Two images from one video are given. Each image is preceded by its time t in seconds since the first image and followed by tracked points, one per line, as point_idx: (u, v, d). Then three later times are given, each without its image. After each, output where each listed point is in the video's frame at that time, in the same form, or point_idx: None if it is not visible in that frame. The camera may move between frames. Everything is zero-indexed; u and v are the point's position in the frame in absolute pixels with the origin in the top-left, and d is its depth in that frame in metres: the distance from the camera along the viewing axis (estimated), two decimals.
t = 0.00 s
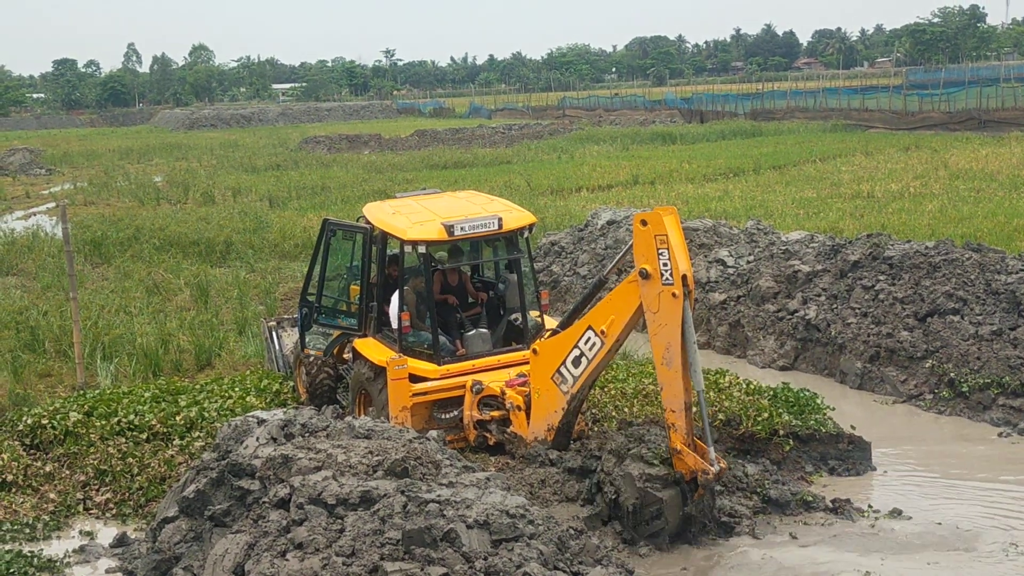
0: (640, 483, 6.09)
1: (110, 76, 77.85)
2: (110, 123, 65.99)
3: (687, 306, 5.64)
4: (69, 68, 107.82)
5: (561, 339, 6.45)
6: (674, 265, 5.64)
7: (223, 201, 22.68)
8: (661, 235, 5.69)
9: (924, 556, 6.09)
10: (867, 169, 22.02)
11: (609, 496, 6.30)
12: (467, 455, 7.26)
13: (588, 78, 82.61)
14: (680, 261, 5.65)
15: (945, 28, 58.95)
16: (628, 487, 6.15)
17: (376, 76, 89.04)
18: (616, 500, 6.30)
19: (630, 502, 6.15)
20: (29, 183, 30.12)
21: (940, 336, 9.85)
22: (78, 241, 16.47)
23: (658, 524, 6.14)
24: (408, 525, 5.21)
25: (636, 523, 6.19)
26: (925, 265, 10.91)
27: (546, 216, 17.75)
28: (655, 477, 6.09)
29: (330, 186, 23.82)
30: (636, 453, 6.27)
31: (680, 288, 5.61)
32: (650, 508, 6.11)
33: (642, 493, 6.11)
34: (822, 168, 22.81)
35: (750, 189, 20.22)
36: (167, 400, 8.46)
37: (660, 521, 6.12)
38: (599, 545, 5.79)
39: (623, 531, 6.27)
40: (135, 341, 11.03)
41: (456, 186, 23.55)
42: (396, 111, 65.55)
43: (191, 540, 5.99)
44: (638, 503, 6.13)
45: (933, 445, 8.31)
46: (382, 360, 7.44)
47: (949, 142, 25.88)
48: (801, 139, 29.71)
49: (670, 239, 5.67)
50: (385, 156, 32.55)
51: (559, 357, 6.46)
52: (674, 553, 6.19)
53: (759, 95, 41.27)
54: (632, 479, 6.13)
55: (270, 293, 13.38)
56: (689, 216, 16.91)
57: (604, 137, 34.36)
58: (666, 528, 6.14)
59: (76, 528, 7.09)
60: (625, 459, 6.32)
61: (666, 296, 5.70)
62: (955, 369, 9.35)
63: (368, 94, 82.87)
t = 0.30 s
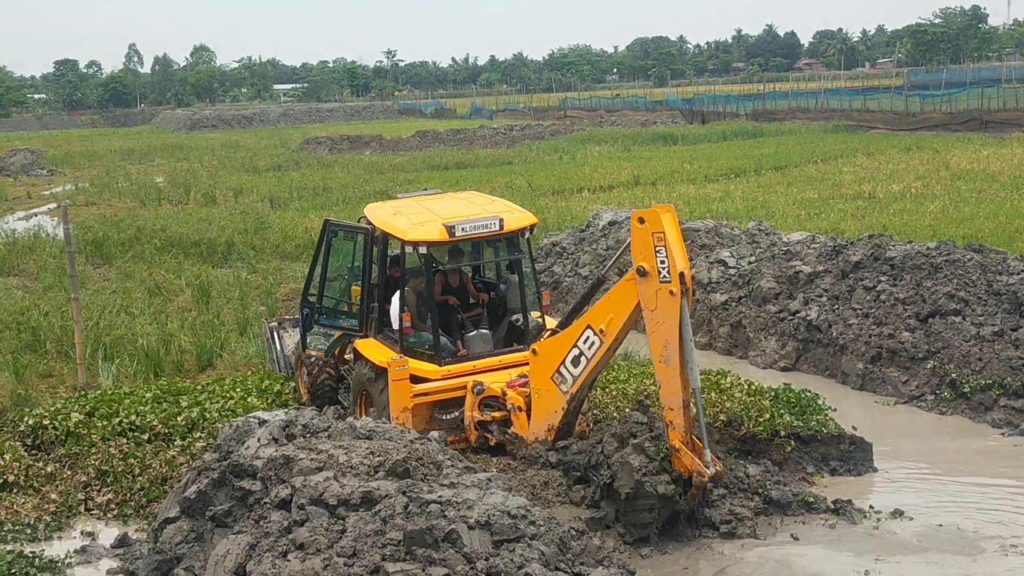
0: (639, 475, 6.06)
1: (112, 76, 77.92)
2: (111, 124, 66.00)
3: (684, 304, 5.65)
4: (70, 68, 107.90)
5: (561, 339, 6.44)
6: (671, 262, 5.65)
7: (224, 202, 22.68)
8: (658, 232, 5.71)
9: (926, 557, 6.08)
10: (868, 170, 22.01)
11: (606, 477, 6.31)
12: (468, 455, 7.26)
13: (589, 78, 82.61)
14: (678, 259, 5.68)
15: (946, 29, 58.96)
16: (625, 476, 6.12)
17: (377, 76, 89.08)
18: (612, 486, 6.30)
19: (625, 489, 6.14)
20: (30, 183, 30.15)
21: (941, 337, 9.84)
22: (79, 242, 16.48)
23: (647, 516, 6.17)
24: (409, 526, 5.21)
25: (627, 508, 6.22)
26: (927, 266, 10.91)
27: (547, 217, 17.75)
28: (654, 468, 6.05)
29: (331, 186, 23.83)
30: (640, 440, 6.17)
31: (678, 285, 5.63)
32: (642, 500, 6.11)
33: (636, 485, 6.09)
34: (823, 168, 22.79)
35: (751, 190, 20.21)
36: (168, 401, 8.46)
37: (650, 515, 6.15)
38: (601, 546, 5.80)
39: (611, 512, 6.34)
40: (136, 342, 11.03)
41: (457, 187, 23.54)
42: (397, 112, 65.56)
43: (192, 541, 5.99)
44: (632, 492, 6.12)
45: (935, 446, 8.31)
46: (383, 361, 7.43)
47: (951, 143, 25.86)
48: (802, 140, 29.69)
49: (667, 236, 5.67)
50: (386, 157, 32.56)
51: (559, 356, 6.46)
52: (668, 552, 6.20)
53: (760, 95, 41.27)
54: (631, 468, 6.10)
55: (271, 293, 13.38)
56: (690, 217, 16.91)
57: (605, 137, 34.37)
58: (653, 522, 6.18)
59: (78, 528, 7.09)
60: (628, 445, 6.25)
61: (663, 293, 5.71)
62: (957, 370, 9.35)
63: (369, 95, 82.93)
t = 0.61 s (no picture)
0: (640, 464, 5.99)
1: (115, 79, 78.07)
2: (114, 127, 66.07)
3: (675, 294, 5.69)
4: (73, 71, 108.11)
5: (557, 337, 6.45)
6: (660, 252, 5.69)
7: (226, 205, 22.70)
8: (646, 223, 5.76)
9: (928, 563, 6.06)
10: (871, 173, 22.03)
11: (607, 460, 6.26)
12: (470, 459, 7.25)
13: (591, 82, 82.65)
14: (668, 249, 5.72)
15: (949, 32, 59.02)
16: (626, 463, 6.07)
17: (380, 80, 89.18)
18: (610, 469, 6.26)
19: (624, 475, 6.09)
20: (33, 187, 30.19)
21: (944, 341, 9.83)
22: (82, 245, 16.49)
23: (642, 504, 6.14)
24: (411, 529, 5.20)
25: (625, 493, 6.19)
26: (929, 270, 10.91)
27: (549, 220, 17.76)
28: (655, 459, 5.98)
29: (334, 190, 23.85)
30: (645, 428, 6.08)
31: (669, 275, 5.68)
32: (641, 488, 6.06)
33: (636, 472, 6.03)
34: (825, 172, 22.80)
35: (754, 193, 20.21)
36: (170, 404, 8.46)
37: (647, 504, 6.11)
38: (603, 549, 5.79)
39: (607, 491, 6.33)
40: (139, 345, 11.04)
41: (460, 190, 23.56)
42: (399, 115, 65.64)
43: (194, 544, 5.98)
44: (631, 479, 6.08)
45: (936, 450, 8.29)
46: (384, 365, 7.43)
47: (953, 147, 25.87)
48: (805, 144, 29.70)
49: (657, 228, 5.72)
50: (388, 161, 32.58)
51: (556, 355, 6.46)
52: (668, 551, 6.19)
53: (762, 99, 41.28)
54: (632, 455, 6.02)
55: (274, 296, 13.39)
56: (693, 220, 16.92)
57: (608, 141, 34.39)
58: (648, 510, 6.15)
59: (80, 531, 7.10)
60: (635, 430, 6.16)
61: (654, 284, 5.75)
62: (959, 374, 9.33)
63: (371, 98, 83.01)
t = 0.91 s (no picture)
0: (639, 450, 5.93)
1: (117, 82, 78.16)
2: (117, 130, 66.15)
3: (663, 282, 5.74)
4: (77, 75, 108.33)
5: (551, 336, 6.48)
6: (645, 239, 5.77)
7: (228, 208, 22.71)
8: (631, 213, 5.83)
9: (930, 568, 6.04)
10: (872, 177, 22.02)
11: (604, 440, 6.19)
12: (471, 462, 7.24)
13: (593, 86, 82.69)
14: (654, 238, 5.78)
15: (951, 36, 59.07)
16: (625, 448, 5.99)
17: (382, 84, 89.27)
18: (608, 451, 6.18)
19: (622, 459, 6.04)
20: (35, 190, 30.23)
21: (945, 345, 9.82)
22: (84, 249, 16.50)
23: (637, 490, 6.09)
24: (413, 533, 5.20)
25: (620, 476, 6.13)
26: (930, 274, 10.91)
27: (551, 224, 17.76)
28: (654, 448, 5.91)
29: (336, 193, 23.87)
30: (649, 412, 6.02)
31: (657, 263, 5.72)
32: (637, 474, 6.01)
33: (634, 459, 5.98)
34: (827, 176, 22.80)
35: (756, 197, 20.21)
36: (171, 407, 8.46)
37: (643, 490, 6.05)
38: (604, 553, 5.78)
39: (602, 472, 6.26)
40: (141, 348, 11.04)
41: (462, 194, 23.57)
42: (401, 118, 65.69)
43: (196, 547, 5.99)
44: (628, 464, 6.02)
45: (938, 454, 8.28)
46: (385, 369, 7.43)
47: (955, 151, 25.86)
48: (807, 147, 29.68)
49: (642, 217, 5.79)
50: (390, 164, 32.58)
51: (551, 355, 6.49)
52: (667, 555, 6.16)
53: (764, 103, 41.27)
54: (631, 440, 5.95)
55: (275, 300, 13.40)
56: (694, 224, 16.92)
57: (610, 144, 34.41)
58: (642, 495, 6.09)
59: (82, 535, 7.10)
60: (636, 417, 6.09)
61: (642, 273, 5.79)
62: (961, 378, 9.33)
63: (373, 101, 83.08)
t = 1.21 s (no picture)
0: (635, 433, 5.91)
1: (119, 86, 78.22)
2: (119, 133, 66.23)
3: (647, 266, 5.80)
4: (79, 78, 108.39)
5: (544, 334, 6.51)
6: (626, 224, 5.84)
7: (230, 211, 22.73)
8: (611, 200, 5.92)
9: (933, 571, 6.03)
10: (874, 181, 22.01)
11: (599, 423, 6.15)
12: (473, 465, 7.23)
13: (596, 89, 82.64)
14: (635, 224, 5.85)
15: (953, 39, 59.01)
16: (622, 431, 5.96)
17: (384, 87, 89.33)
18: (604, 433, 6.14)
19: (618, 442, 6.01)
20: (37, 192, 30.25)
21: (948, 348, 9.81)
22: (86, 251, 16.51)
23: (631, 473, 6.05)
24: (415, 536, 5.19)
25: (614, 459, 6.10)
26: (933, 277, 10.90)
27: (553, 227, 17.75)
28: (650, 432, 5.91)
29: (337, 197, 23.88)
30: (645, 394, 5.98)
31: (639, 248, 5.79)
32: (631, 457, 5.98)
33: (630, 442, 5.94)
34: (830, 179, 22.77)
35: (758, 200, 20.19)
36: (174, 410, 8.45)
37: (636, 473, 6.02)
38: (606, 556, 5.77)
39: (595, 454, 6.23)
40: (143, 351, 11.04)
41: (463, 197, 23.56)
42: (403, 121, 65.69)
43: (198, 550, 5.99)
44: (623, 447, 5.99)
45: (941, 458, 8.26)
46: (387, 372, 7.44)
47: (958, 154, 25.83)
48: (809, 150, 29.66)
49: (621, 203, 5.87)
50: (392, 167, 32.57)
51: (544, 353, 6.50)
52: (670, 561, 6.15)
53: (766, 106, 41.25)
54: (628, 423, 5.92)
55: (277, 303, 13.40)
56: (696, 227, 16.90)
57: (612, 147, 34.41)
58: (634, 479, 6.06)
59: (84, 537, 7.10)
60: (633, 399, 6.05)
61: (626, 259, 5.86)
62: (963, 382, 9.31)
63: (376, 104, 83.13)
